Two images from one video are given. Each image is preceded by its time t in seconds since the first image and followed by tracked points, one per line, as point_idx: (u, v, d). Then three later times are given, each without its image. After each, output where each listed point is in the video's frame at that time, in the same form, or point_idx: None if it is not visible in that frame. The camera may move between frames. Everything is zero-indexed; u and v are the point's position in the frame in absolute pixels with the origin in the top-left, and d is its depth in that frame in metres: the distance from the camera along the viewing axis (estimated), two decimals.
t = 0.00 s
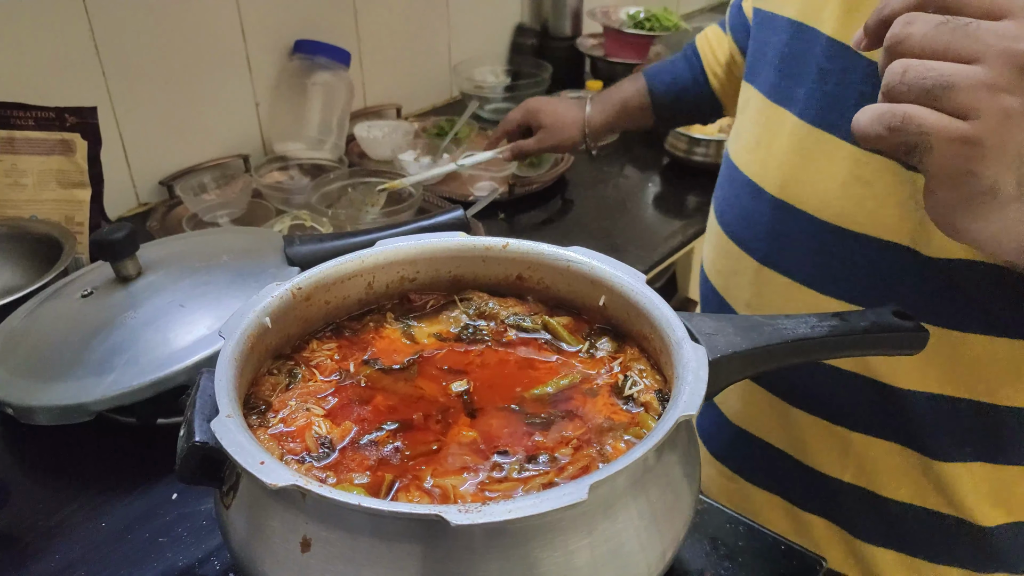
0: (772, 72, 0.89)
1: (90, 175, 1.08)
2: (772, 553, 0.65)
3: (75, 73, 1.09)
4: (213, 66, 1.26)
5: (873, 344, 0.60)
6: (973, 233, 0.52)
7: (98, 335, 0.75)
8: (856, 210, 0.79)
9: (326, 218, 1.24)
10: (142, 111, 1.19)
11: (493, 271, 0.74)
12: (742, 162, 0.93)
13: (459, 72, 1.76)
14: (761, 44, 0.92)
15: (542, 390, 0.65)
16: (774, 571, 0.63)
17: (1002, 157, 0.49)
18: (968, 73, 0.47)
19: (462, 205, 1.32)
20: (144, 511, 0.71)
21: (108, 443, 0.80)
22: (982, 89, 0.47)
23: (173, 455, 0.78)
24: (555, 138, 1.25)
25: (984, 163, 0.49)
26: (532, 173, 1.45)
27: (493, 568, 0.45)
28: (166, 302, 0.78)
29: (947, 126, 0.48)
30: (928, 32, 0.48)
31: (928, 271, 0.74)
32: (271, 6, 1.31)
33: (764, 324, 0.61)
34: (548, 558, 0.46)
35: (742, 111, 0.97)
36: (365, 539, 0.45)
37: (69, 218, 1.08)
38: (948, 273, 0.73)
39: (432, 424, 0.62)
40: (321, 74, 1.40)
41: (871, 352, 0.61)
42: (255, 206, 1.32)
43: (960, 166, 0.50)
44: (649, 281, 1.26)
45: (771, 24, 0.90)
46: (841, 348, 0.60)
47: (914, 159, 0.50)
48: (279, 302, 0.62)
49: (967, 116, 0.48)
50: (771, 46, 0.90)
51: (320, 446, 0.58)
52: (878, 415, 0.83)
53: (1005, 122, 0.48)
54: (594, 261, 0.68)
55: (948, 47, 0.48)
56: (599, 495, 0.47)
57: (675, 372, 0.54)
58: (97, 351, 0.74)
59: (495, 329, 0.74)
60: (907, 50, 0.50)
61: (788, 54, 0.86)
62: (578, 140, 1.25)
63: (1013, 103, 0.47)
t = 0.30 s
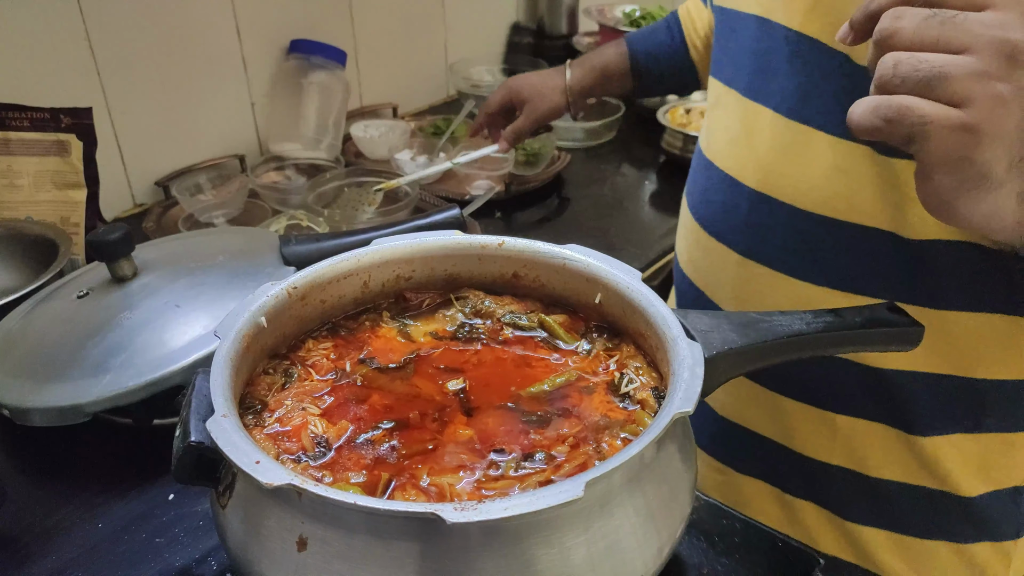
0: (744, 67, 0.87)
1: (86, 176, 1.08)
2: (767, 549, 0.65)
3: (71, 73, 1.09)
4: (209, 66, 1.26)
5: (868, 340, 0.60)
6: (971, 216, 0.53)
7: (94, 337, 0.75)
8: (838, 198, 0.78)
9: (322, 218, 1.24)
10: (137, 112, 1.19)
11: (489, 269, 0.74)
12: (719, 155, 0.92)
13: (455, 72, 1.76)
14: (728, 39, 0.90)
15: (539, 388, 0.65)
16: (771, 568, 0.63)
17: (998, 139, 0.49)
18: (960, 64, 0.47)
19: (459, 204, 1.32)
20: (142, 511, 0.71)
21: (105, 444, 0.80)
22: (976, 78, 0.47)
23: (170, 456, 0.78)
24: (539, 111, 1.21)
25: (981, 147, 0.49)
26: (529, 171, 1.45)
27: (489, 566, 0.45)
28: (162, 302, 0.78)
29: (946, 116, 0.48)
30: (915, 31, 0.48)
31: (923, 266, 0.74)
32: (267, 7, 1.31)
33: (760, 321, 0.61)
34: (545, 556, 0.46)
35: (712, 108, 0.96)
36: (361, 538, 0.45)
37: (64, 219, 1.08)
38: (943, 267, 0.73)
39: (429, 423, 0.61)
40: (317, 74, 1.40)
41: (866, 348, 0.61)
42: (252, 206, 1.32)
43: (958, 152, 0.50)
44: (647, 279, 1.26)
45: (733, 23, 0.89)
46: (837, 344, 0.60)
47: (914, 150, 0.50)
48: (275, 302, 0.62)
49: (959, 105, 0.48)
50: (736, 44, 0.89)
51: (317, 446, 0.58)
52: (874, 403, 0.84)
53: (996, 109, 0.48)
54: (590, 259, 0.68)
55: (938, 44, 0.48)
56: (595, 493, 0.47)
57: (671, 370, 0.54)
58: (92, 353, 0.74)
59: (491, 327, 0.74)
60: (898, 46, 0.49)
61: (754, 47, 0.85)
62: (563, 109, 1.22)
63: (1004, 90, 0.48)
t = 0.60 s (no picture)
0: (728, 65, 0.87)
1: (86, 176, 1.08)
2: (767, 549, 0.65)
3: (72, 74, 1.09)
4: (210, 66, 1.26)
5: (869, 339, 0.60)
6: (959, 210, 0.54)
7: (95, 337, 0.75)
8: (830, 198, 0.77)
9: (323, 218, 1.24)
10: (138, 113, 1.19)
11: (490, 269, 0.74)
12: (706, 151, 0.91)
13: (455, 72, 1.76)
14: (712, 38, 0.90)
15: (539, 387, 0.65)
16: (772, 568, 0.63)
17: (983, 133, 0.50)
18: (942, 60, 0.48)
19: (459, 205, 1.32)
20: (142, 512, 0.71)
21: (106, 445, 0.80)
22: (958, 72, 0.49)
23: (171, 456, 0.78)
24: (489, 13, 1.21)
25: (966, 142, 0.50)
26: (529, 172, 1.45)
27: (489, 566, 0.45)
28: (163, 303, 0.78)
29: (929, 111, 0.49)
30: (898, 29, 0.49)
31: (923, 265, 0.74)
32: (268, 8, 1.31)
33: (760, 321, 0.61)
34: (545, 556, 0.46)
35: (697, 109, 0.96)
36: (362, 539, 0.45)
37: (65, 220, 1.08)
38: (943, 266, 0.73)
39: (430, 423, 0.61)
40: (317, 75, 1.40)
41: (867, 348, 0.61)
42: (252, 207, 1.32)
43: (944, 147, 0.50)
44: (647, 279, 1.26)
45: (718, 23, 0.89)
46: (837, 343, 0.60)
47: (901, 148, 0.51)
48: (275, 302, 0.62)
49: (943, 100, 0.49)
50: (723, 44, 0.88)
51: (317, 446, 0.58)
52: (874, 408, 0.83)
53: (982, 102, 0.49)
54: (590, 259, 0.68)
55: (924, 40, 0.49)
56: (595, 493, 0.46)
57: (672, 369, 0.54)
58: (93, 353, 0.74)
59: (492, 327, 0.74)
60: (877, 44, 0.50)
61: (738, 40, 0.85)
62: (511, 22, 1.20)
63: (987, 84, 0.49)
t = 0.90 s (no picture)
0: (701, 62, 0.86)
1: (80, 166, 1.08)
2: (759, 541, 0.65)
3: (64, 64, 1.08)
4: (203, 56, 1.26)
5: (863, 334, 0.60)
6: None
7: (89, 328, 0.75)
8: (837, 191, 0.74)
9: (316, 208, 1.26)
10: (131, 103, 1.19)
11: (486, 262, 0.74)
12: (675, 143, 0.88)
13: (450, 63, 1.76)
14: (674, 33, 0.88)
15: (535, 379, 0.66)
16: (764, 561, 0.64)
17: None
18: None
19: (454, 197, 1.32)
20: (137, 503, 0.71)
21: (100, 436, 0.80)
22: None
23: (165, 447, 0.78)
24: None
25: None
26: (524, 164, 1.44)
27: (485, 558, 0.45)
28: (157, 294, 0.78)
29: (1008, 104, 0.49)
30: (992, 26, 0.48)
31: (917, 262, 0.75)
32: None
33: (756, 315, 0.61)
34: (541, 547, 0.46)
35: (665, 103, 0.94)
36: (359, 530, 0.45)
37: (58, 210, 1.08)
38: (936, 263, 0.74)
39: (426, 415, 0.62)
40: (311, 65, 1.40)
41: (860, 343, 0.61)
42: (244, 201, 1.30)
43: None
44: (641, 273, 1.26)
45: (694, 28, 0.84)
46: (830, 338, 0.60)
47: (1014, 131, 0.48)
48: (271, 294, 0.62)
49: None
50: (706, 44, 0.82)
51: (313, 438, 0.58)
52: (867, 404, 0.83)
53: None
54: (586, 252, 0.68)
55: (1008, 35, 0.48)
56: (590, 485, 0.47)
57: (667, 363, 0.55)
58: (87, 344, 0.74)
59: (488, 319, 0.74)
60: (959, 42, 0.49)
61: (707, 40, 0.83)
62: None
63: None
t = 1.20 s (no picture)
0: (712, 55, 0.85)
1: (80, 165, 1.08)
2: (760, 540, 0.65)
3: (64, 63, 1.08)
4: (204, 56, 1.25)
5: (864, 334, 0.60)
6: None
7: (89, 327, 0.75)
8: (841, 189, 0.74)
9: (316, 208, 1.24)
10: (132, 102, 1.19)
11: (486, 261, 0.74)
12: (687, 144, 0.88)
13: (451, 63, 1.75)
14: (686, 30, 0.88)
15: (535, 378, 0.66)
16: (765, 560, 0.64)
17: None
18: None
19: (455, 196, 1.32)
20: (137, 502, 0.71)
21: (100, 435, 0.80)
22: None
23: (166, 446, 0.78)
24: None
25: None
26: (525, 162, 1.45)
27: (485, 557, 0.45)
28: (157, 293, 0.78)
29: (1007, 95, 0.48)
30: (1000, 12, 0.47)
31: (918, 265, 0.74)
32: None
33: (757, 315, 0.61)
34: (540, 547, 0.46)
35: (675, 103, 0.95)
36: (358, 529, 0.45)
37: (58, 209, 1.07)
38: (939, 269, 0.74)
39: (426, 414, 0.62)
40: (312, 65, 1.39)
41: (861, 342, 0.61)
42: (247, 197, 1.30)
43: None
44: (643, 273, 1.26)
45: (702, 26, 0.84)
46: (832, 338, 0.60)
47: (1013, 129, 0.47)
48: (271, 293, 0.62)
49: None
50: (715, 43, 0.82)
51: (313, 437, 0.58)
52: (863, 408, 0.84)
53: None
54: (587, 251, 0.68)
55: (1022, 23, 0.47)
56: (591, 485, 0.47)
57: (668, 362, 0.54)
58: (88, 342, 0.74)
59: (488, 319, 0.74)
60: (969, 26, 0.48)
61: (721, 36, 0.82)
62: None
63: None
